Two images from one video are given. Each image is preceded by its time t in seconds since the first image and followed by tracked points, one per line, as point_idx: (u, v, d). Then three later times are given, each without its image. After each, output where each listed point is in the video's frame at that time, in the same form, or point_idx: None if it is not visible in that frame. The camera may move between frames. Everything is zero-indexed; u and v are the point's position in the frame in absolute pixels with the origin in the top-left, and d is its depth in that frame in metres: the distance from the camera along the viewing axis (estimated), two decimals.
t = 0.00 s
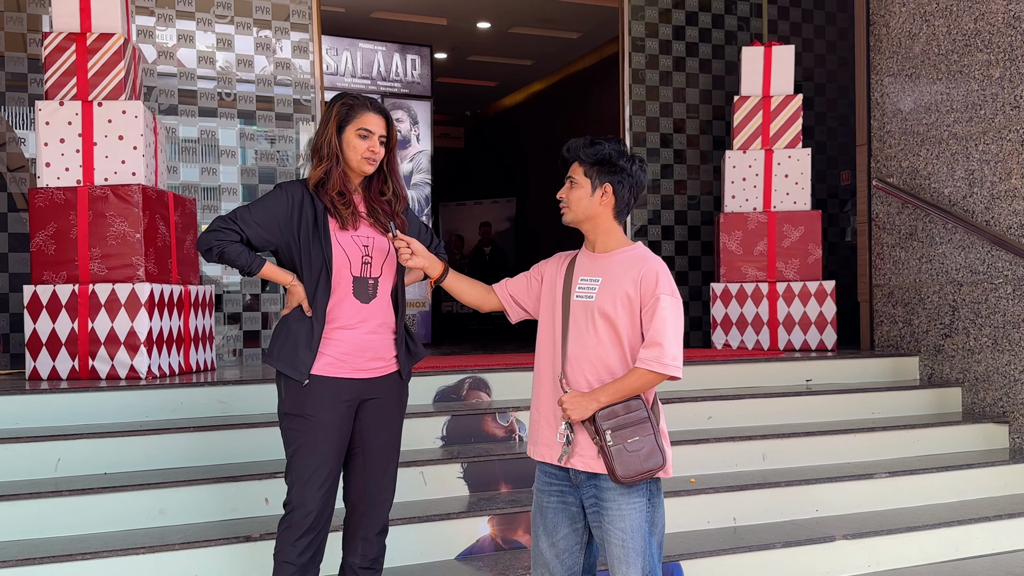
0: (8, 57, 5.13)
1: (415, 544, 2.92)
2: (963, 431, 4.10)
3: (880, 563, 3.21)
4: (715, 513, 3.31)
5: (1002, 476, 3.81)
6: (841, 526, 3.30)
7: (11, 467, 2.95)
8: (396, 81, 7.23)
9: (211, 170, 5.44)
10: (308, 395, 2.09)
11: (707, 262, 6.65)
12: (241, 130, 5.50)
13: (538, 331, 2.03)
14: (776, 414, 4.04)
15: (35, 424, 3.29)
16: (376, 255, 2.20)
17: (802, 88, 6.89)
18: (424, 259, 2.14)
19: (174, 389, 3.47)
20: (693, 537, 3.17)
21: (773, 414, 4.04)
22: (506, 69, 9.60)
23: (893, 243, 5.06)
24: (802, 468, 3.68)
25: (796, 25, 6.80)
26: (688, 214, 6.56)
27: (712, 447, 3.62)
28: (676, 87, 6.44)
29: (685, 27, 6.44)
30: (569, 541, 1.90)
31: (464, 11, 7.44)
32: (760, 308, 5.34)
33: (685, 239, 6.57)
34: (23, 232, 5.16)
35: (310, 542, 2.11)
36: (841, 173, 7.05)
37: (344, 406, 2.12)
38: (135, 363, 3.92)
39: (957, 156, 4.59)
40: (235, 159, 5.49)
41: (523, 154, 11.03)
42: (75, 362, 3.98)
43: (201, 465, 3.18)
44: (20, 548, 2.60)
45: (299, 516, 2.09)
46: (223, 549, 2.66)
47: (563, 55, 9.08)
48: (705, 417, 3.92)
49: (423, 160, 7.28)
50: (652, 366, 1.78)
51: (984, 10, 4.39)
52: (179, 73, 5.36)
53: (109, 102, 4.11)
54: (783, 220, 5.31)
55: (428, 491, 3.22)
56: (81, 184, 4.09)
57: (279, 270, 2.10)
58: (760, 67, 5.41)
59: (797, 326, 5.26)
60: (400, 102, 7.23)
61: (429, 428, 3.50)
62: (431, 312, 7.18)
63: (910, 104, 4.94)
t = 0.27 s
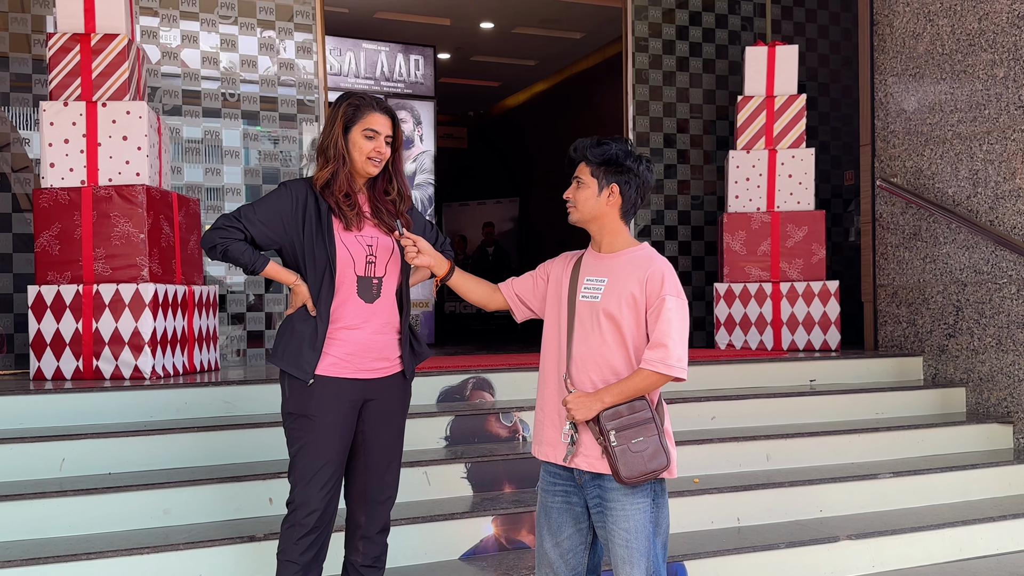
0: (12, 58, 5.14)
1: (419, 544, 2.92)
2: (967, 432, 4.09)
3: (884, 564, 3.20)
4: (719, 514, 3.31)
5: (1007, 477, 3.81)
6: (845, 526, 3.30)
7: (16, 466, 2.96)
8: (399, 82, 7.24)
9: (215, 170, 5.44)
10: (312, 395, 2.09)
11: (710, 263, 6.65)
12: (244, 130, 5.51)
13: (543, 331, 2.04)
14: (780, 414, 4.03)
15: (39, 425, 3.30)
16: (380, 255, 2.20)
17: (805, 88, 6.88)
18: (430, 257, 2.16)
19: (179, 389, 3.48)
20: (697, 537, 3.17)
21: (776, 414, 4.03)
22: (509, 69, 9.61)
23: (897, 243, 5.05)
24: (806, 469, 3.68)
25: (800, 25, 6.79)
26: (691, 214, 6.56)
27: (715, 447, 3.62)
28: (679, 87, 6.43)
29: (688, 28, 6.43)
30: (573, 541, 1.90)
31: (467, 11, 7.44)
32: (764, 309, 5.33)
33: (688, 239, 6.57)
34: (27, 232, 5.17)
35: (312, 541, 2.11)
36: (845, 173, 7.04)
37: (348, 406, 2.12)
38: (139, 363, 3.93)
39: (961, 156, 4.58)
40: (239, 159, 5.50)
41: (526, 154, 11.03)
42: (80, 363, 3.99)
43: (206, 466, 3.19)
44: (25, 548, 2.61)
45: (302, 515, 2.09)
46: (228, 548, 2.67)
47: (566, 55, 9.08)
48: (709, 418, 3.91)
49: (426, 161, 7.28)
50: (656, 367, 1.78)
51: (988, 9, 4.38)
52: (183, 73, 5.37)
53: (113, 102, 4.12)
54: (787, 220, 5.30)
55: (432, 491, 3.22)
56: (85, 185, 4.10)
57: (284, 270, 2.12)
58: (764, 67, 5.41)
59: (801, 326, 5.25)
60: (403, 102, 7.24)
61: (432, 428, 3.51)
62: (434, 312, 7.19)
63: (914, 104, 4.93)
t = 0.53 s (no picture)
0: (15, 59, 5.15)
1: (423, 545, 2.92)
2: (970, 433, 4.08)
3: (888, 565, 3.19)
4: (722, 515, 3.31)
5: (1011, 477, 3.80)
6: (849, 527, 3.29)
7: (19, 467, 2.96)
8: (401, 83, 7.24)
9: (218, 171, 5.45)
10: (315, 396, 2.08)
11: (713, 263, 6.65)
12: (247, 131, 5.52)
13: (547, 332, 2.03)
14: (783, 415, 4.03)
15: (42, 426, 3.30)
16: (384, 256, 2.20)
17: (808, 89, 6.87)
18: (433, 256, 2.16)
19: (182, 390, 3.48)
20: (701, 539, 3.17)
21: (780, 415, 4.03)
22: (511, 70, 9.60)
23: (900, 243, 5.04)
24: (809, 470, 3.67)
25: (802, 26, 6.79)
26: (694, 215, 6.56)
27: (719, 448, 3.61)
28: (682, 88, 6.43)
29: (690, 28, 6.43)
30: (576, 542, 1.90)
31: (469, 12, 7.44)
32: (767, 309, 5.33)
33: (691, 240, 6.56)
34: (30, 233, 5.18)
35: (314, 542, 2.11)
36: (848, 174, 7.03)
37: (351, 407, 2.12)
38: (142, 364, 3.93)
39: (964, 156, 4.57)
40: (242, 160, 5.50)
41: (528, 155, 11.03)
42: (83, 364, 4.00)
43: (209, 467, 3.19)
44: (28, 549, 2.61)
45: (304, 516, 2.08)
46: (230, 549, 2.67)
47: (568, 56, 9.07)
48: (712, 418, 3.91)
49: (429, 161, 7.28)
50: (659, 368, 1.78)
51: (991, 10, 4.38)
52: (185, 74, 5.37)
53: (116, 104, 4.12)
54: (790, 220, 5.30)
55: (435, 492, 3.22)
56: (88, 186, 4.10)
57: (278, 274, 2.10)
58: (766, 68, 5.40)
59: (804, 327, 5.25)
60: (406, 103, 7.24)
61: (435, 429, 3.50)
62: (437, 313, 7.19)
63: (917, 105, 4.93)
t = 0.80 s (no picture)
0: (17, 62, 5.15)
1: (424, 547, 2.92)
2: (971, 434, 4.08)
3: (890, 567, 3.19)
4: (723, 516, 3.30)
5: (1012, 479, 3.80)
6: (850, 529, 3.29)
7: (20, 469, 2.97)
8: (402, 85, 7.25)
9: (219, 173, 5.46)
10: (316, 398, 2.08)
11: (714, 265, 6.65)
12: (248, 133, 5.52)
13: (548, 333, 2.03)
14: (785, 417, 4.02)
15: (43, 428, 3.30)
16: (384, 257, 2.21)
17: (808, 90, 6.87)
18: (434, 258, 2.13)
19: (183, 391, 3.49)
20: (702, 540, 3.16)
21: (781, 416, 4.02)
22: (512, 72, 9.61)
23: (901, 245, 5.04)
24: (811, 472, 3.66)
25: (803, 28, 6.79)
26: (695, 216, 6.55)
27: (720, 450, 3.61)
28: (682, 90, 6.43)
29: (691, 30, 6.43)
30: (577, 544, 1.90)
31: (470, 14, 7.45)
32: (768, 311, 5.32)
33: (692, 241, 6.56)
34: (31, 235, 5.18)
35: (315, 544, 2.11)
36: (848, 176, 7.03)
37: (351, 408, 2.12)
38: (143, 366, 3.94)
39: (965, 157, 4.57)
40: (243, 162, 5.51)
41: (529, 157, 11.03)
42: (84, 366, 4.00)
43: (210, 469, 3.19)
44: (29, 551, 2.61)
45: (305, 518, 2.08)
46: (231, 551, 2.67)
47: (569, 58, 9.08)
48: (713, 420, 3.90)
49: (430, 163, 7.29)
50: (660, 370, 1.78)
51: (992, 11, 4.38)
52: (187, 77, 5.38)
53: (117, 106, 4.13)
54: (790, 222, 5.30)
55: (435, 494, 3.22)
56: (89, 188, 4.11)
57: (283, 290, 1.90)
58: (767, 70, 5.40)
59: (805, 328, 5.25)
60: (407, 105, 7.25)
61: (436, 431, 3.50)
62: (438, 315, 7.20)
63: (918, 106, 4.92)
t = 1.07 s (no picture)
0: (17, 66, 5.16)
1: (423, 551, 2.92)
2: (972, 436, 4.08)
3: (890, 569, 3.18)
4: (723, 519, 3.30)
5: (1012, 481, 3.79)
6: (850, 531, 3.29)
7: (20, 474, 2.97)
8: (402, 88, 7.25)
9: (219, 177, 5.47)
10: (314, 402, 2.09)
11: (714, 267, 6.66)
12: (248, 136, 5.53)
13: (547, 337, 2.03)
14: (784, 419, 4.02)
15: (43, 432, 3.30)
16: (381, 262, 2.21)
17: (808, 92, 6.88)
18: (434, 262, 2.12)
19: (183, 395, 3.49)
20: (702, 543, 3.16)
21: (781, 419, 4.02)
22: (512, 74, 9.62)
23: (901, 247, 5.04)
24: (810, 475, 3.66)
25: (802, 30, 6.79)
26: (695, 219, 6.56)
27: (720, 452, 3.61)
28: (682, 92, 6.43)
29: (690, 32, 6.44)
30: (576, 547, 1.90)
31: (470, 17, 7.46)
32: (768, 313, 5.32)
33: (692, 244, 6.57)
34: (32, 239, 5.19)
35: (315, 548, 2.11)
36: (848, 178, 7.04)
37: (350, 412, 2.12)
38: (143, 370, 3.96)
39: (965, 160, 4.57)
40: (243, 166, 5.52)
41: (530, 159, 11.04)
42: (84, 370, 4.00)
43: (210, 473, 3.19)
44: (29, 556, 2.61)
45: (304, 521, 2.09)
46: (230, 555, 2.67)
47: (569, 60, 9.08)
48: (713, 423, 3.90)
49: (430, 166, 7.29)
50: (660, 373, 1.78)
51: (991, 13, 4.38)
52: (187, 80, 5.38)
53: (117, 110, 4.13)
54: (790, 224, 5.30)
55: (435, 497, 3.22)
56: (89, 192, 4.11)
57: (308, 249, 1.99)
58: (767, 72, 5.41)
59: (805, 331, 5.25)
60: (407, 108, 7.25)
61: (436, 434, 3.50)
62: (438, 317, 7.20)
63: (917, 108, 4.93)
